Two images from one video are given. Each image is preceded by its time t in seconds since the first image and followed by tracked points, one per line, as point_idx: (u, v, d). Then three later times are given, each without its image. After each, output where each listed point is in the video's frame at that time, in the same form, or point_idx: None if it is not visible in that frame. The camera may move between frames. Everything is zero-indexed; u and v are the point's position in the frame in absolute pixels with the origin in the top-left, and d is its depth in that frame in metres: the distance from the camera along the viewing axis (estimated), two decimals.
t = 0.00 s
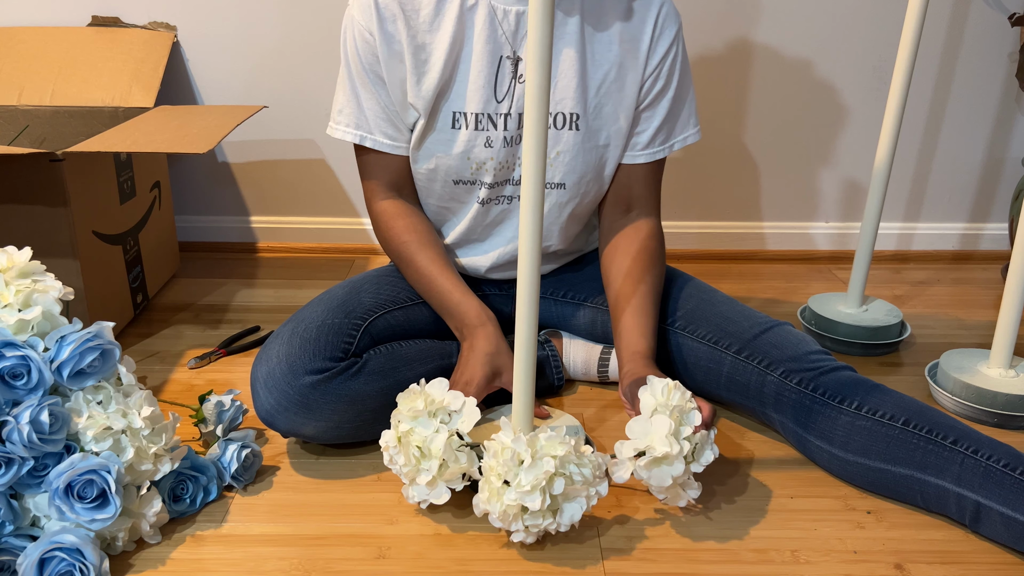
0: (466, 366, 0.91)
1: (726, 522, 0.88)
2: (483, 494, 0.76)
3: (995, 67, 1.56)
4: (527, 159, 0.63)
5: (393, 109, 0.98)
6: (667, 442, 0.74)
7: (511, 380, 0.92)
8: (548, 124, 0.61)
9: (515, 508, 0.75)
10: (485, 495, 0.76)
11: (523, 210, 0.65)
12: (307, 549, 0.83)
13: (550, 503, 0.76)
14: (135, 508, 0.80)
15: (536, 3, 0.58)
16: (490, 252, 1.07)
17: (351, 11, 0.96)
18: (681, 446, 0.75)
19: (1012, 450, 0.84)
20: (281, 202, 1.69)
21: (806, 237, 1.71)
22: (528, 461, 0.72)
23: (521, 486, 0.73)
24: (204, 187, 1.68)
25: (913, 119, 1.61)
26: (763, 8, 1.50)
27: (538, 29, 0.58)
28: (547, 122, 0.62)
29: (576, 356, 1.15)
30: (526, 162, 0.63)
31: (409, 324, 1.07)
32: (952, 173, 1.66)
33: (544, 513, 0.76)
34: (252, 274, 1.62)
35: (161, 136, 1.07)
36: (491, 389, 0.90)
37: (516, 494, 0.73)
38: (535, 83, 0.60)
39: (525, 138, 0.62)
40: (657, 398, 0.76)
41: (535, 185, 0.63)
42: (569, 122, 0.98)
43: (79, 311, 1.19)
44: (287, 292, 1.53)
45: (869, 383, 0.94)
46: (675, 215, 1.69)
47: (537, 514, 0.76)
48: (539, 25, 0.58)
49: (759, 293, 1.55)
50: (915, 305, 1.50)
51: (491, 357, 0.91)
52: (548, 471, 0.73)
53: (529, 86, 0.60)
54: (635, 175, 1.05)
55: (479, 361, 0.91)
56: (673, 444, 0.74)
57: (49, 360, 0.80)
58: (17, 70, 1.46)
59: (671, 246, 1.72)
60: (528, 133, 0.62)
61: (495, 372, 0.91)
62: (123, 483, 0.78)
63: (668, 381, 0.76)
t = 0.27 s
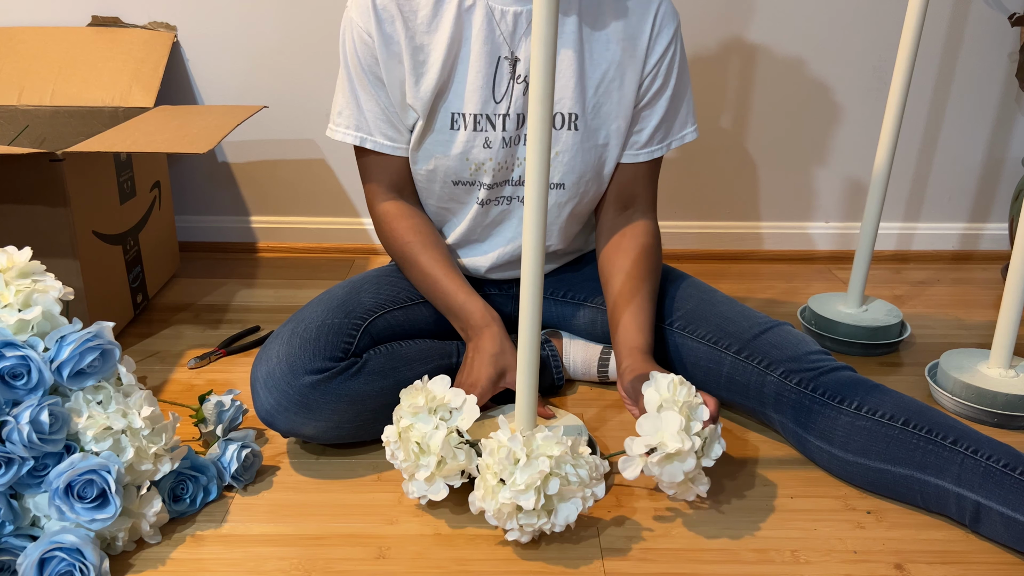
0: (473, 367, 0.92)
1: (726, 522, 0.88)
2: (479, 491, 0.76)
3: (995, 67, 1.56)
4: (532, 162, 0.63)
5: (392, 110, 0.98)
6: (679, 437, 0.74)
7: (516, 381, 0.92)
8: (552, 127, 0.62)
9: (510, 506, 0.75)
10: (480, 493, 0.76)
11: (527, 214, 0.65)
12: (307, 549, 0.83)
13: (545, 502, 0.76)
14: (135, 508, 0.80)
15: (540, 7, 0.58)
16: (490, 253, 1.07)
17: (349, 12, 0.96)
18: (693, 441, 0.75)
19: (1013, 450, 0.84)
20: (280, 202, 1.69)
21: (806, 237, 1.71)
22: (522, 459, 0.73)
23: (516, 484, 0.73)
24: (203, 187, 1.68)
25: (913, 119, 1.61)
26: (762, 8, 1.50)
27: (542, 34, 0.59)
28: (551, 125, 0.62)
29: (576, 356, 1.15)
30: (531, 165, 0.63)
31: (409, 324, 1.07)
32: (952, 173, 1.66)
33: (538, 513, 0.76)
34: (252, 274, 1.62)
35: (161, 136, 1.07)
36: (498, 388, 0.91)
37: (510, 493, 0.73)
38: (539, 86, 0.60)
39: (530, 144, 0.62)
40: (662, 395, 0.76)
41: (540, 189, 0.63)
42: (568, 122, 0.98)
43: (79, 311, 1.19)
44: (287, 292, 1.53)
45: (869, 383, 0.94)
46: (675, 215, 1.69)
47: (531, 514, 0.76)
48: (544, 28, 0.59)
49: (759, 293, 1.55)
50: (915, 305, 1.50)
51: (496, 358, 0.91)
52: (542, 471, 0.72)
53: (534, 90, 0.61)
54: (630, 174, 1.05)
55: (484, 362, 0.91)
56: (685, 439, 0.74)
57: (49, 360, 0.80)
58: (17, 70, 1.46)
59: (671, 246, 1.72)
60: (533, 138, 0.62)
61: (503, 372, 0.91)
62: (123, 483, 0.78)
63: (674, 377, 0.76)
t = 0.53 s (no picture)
0: (475, 370, 0.92)
1: (726, 522, 0.88)
2: (478, 491, 0.76)
3: (995, 67, 1.56)
4: (533, 160, 0.64)
5: (393, 110, 0.98)
6: (678, 433, 0.74)
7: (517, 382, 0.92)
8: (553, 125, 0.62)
9: (508, 506, 0.74)
10: (479, 492, 0.76)
11: (530, 213, 0.66)
12: (307, 549, 0.83)
13: (543, 502, 0.76)
14: (135, 508, 0.80)
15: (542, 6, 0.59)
16: (490, 254, 1.07)
17: (351, 12, 0.96)
18: (692, 436, 0.75)
19: (1013, 450, 0.84)
20: (281, 202, 1.69)
21: (806, 237, 1.71)
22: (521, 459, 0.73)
23: (514, 484, 0.73)
24: (203, 187, 1.68)
25: (913, 119, 1.61)
26: (762, 8, 1.50)
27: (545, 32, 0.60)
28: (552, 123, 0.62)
29: (575, 356, 1.15)
30: (532, 162, 0.64)
31: (409, 324, 1.07)
32: (952, 173, 1.66)
33: (536, 513, 0.76)
34: (252, 274, 1.62)
35: (161, 136, 1.07)
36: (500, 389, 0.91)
37: (509, 492, 0.73)
38: (541, 83, 0.61)
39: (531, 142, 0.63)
40: (661, 390, 0.76)
41: (542, 187, 0.64)
42: (568, 123, 0.97)
43: (79, 311, 1.19)
44: (287, 292, 1.53)
45: (869, 383, 0.94)
46: (675, 215, 1.69)
47: (530, 514, 0.76)
48: (546, 27, 0.59)
49: (759, 293, 1.55)
50: (915, 305, 1.50)
51: (498, 360, 0.91)
52: (540, 471, 0.72)
53: (535, 88, 0.61)
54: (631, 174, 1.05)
55: (486, 364, 0.91)
56: (685, 434, 0.74)
57: (49, 360, 0.80)
58: (17, 70, 1.46)
59: (671, 246, 1.72)
60: (535, 136, 0.63)
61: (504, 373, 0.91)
62: (123, 483, 0.78)
63: (672, 373, 0.76)
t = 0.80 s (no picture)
0: (476, 371, 0.92)
1: (726, 522, 0.88)
2: (476, 490, 0.76)
3: (995, 67, 1.56)
4: (534, 160, 0.64)
5: (394, 110, 0.98)
6: (676, 428, 0.74)
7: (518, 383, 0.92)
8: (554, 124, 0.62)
9: (507, 505, 0.74)
10: (478, 492, 0.75)
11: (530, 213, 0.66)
12: (307, 549, 0.83)
13: (542, 502, 0.76)
14: (135, 508, 0.80)
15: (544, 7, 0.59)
16: (490, 253, 1.07)
17: (352, 12, 0.96)
18: (690, 431, 0.75)
19: (1013, 450, 0.84)
20: (281, 202, 1.69)
21: (806, 237, 1.71)
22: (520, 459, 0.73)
23: (513, 484, 0.73)
24: (203, 187, 1.68)
25: (913, 119, 1.61)
26: (762, 8, 1.50)
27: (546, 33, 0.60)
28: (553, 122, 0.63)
29: (575, 356, 1.15)
30: (533, 162, 0.64)
31: (408, 324, 1.07)
32: (952, 173, 1.66)
33: (535, 513, 0.76)
34: (252, 274, 1.62)
35: (161, 135, 1.07)
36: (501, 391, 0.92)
37: (507, 492, 0.73)
38: (542, 84, 0.61)
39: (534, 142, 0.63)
40: (660, 385, 0.76)
41: (542, 186, 0.64)
42: (569, 123, 0.97)
43: (79, 311, 1.19)
44: (287, 292, 1.53)
45: (869, 383, 0.94)
46: (676, 215, 1.69)
47: (529, 514, 0.75)
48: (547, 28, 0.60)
49: (759, 293, 1.55)
50: (915, 305, 1.50)
51: (500, 361, 0.92)
52: (539, 470, 0.73)
53: (536, 88, 0.61)
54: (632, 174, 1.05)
55: (488, 365, 0.91)
56: (683, 429, 0.74)
57: (48, 360, 0.80)
58: (17, 70, 1.46)
59: (671, 246, 1.72)
60: (537, 136, 0.63)
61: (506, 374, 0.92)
62: (123, 483, 0.78)
63: (671, 367, 0.76)
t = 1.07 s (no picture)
0: (478, 372, 0.92)
1: (726, 522, 0.88)
2: (476, 490, 0.76)
3: (995, 67, 1.56)
4: (536, 161, 0.64)
5: (395, 110, 0.98)
6: (668, 417, 0.74)
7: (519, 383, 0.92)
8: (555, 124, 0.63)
9: (506, 505, 0.74)
10: (478, 491, 0.75)
11: (531, 213, 0.66)
12: (307, 549, 0.83)
13: (541, 502, 0.76)
14: (135, 508, 0.80)
15: (545, 8, 0.59)
16: (491, 253, 1.08)
17: (353, 12, 0.96)
18: (684, 421, 0.75)
19: (1012, 450, 0.84)
20: (281, 202, 1.69)
21: (806, 237, 1.71)
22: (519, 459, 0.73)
23: (513, 484, 0.73)
24: (203, 187, 1.68)
25: (913, 120, 1.61)
26: (762, 9, 1.50)
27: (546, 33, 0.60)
28: (554, 122, 0.63)
29: (575, 356, 1.15)
30: (535, 162, 0.64)
31: (408, 324, 1.07)
32: (952, 173, 1.66)
33: (534, 513, 0.76)
34: (252, 274, 1.62)
35: (161, 135, 1.07)
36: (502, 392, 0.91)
37: (507, 492, 0.73)
38: (542, 84, 0.61)
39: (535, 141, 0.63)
40: (656, 376, 0.76)
41: (544, 187, 0.64)
42: (569, 124, 0.97)
43: (79, 311, 1.19)
44: (287, 292, 1.53)
45: (869, 383, 0.94)
46: (676, 215, 1.69)
47: (528, 514, 0.75)
48: (548, 27, 0.60)
49: (759, 293, 1.55)
50: (915, 305, 1.50)
51: (501, 362, 0.92)
52: (539, 471, 0.73)
53: (537, 89, 0.62)
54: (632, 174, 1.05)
55: (490, 365, 0.91)
56: (676, 418, 0.74)
57: (48, 360, 0.80)
58: (17, 70, 1.46)
59: (671, 246, 1.72)
60: (538, 136, 0.63)
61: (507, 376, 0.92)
62: (123, 483, 0.78)
63: (667, 359, 0.76)
